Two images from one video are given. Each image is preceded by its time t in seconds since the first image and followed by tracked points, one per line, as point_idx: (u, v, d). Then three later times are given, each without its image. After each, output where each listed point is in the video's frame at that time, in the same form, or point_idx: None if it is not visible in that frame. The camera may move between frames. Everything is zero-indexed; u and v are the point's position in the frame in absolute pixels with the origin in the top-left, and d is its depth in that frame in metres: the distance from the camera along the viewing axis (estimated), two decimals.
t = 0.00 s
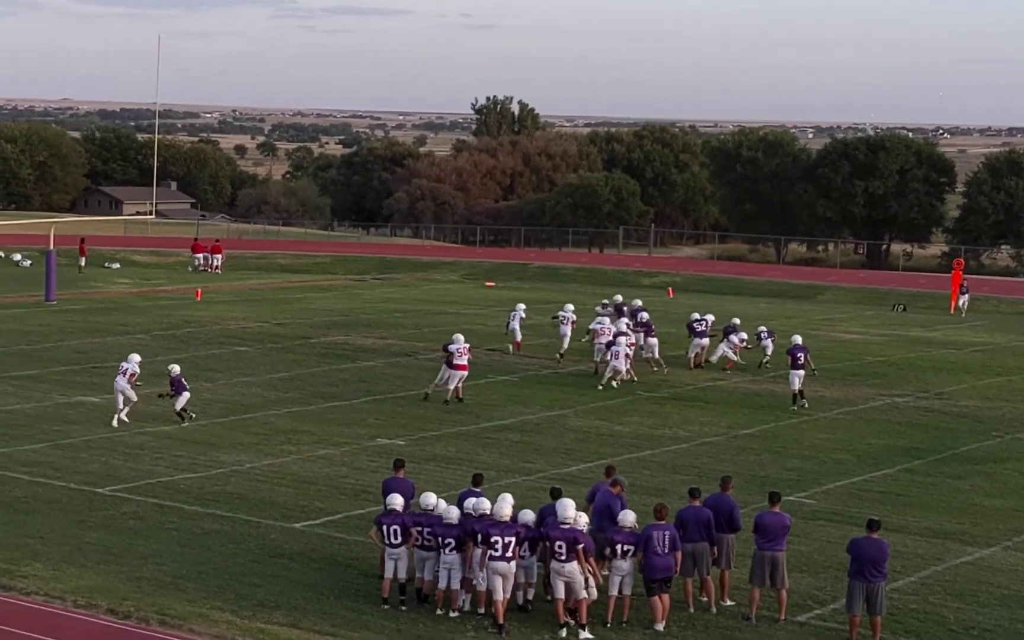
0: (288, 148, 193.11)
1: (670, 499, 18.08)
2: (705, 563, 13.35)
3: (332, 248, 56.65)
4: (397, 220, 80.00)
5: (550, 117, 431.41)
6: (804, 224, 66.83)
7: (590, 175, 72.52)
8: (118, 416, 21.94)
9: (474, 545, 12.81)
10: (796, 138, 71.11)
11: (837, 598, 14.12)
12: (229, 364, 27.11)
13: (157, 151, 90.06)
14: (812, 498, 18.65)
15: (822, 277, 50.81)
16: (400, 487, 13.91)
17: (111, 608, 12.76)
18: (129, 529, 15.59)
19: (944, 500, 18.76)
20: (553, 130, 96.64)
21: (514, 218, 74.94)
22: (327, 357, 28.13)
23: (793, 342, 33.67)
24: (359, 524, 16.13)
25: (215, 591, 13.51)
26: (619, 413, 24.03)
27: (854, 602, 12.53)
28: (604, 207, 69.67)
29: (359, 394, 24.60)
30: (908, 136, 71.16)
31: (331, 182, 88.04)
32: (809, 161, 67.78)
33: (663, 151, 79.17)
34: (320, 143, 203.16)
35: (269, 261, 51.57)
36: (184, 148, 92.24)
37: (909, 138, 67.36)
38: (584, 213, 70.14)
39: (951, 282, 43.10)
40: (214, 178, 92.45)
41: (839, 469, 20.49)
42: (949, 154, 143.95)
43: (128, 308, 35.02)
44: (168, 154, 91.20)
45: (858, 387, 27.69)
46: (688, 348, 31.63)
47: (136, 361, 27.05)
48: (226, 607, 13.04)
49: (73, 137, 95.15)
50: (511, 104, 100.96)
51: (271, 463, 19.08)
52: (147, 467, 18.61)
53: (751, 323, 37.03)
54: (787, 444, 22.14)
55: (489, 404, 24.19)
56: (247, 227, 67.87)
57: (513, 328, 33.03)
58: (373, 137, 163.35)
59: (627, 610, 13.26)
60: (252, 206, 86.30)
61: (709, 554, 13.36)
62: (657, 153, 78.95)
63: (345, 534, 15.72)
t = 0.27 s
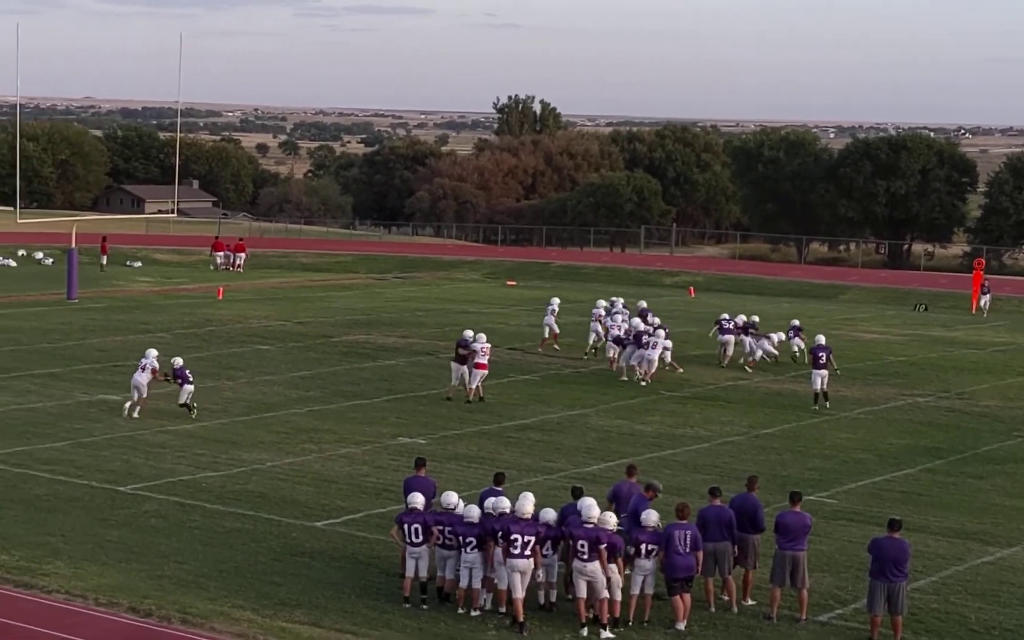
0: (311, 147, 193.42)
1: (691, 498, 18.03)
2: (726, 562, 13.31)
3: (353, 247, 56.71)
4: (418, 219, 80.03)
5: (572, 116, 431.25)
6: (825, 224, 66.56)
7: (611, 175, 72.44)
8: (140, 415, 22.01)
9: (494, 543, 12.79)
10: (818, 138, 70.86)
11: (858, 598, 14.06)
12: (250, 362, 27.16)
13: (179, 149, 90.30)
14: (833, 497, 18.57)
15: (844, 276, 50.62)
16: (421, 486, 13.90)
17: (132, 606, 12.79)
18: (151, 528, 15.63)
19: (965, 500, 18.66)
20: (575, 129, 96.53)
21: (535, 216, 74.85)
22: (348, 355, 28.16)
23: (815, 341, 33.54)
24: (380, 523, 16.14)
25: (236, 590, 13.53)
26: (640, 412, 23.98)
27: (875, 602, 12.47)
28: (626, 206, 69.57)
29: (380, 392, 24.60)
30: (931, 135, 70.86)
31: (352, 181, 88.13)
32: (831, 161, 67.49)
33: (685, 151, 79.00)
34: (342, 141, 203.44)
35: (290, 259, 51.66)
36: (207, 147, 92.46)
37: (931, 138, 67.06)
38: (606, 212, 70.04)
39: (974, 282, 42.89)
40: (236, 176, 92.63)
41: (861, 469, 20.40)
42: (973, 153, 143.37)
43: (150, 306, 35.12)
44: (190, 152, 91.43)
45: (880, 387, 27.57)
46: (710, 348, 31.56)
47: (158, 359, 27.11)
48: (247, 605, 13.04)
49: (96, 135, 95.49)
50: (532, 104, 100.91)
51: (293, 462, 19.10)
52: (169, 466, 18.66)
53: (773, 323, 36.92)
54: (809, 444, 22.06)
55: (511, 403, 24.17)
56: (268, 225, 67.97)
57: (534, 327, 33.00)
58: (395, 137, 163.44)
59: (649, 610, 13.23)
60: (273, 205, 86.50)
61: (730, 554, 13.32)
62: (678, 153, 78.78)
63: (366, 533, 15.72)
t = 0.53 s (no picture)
0: (331, 142, 193.66)
1: (710, 496, 18.00)
2: (745, 560, 13.28)
3: (373, 243, 56.75)
4: (439, 215, 80.06)
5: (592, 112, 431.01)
6: (846, 222, 66.40)
7: (632, 172, 72.35)
8: (160, 410, 22.09)
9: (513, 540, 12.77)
10: (838, 135, 70.64)
11: (877, 595, 14.01)
12: (271, 358, 27.21)
13: (200, 145, 90.49)
14: (853, 495, 18.52)
15: (865, 274, 50.46)
16: (440, 482, 13.88)
17: (152, 602, 12.82)
18: (170, 523, 15.67)
19: (985, 498, 18.57)
20: (595, 126, 96.43)
21: (555, 213, 74.77)
22: (368, 352, 28.18)
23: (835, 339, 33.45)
24: (400, 519, 16.16)
25: (255, 585, 13.56)
26: (660, 409, 23.95)
27: (894, 599, 12.43)
28: (646, 203, 69.49)
29: (400, 389, 24.62)
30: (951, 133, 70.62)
31: (373, 177, 88.21)
32: (851, 159, 67.20)
33: (706, 148, 78.83)
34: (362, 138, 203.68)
35: (310, 256, 51.74)
36: (227, 143, 92.64)
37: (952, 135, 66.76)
38: (626, 209, 69.95)
39: (995, 280, 42.70)
40: (256, 172, 92.78)
41: (880, 467, 20.35)
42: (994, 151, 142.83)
43: (170, 302, 35.20)
44: (211, 148, 91.60)
45: (900, 384, 27.48)
46: (730, 345, 31.50)
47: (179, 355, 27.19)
48: (266, 601, 13.07)
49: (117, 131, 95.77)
50: (553, 100, 100.85)
51: (313, 458, 19.14)
52: (189, 461, 18.70)
53: (793, 320, 36.82)
54: (828, 441, 22.01)
55: (530, 399, 24.16)
56: (289, 221, 68.10)
57: (554, 324, 32.97)
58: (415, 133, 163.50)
59: (668, 606, 13.21)
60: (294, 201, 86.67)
61: (749, 551, 13.28)
62: (699, 150, 78.61)
63: (386, 529, 15.73)
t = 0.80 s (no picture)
0: (343, 146, 193.89)
1: (721, 498, 17.98)
2: (757, 563, 13.26)
3: (384, 246, 56.79)
4: (450, 218, 80.09)
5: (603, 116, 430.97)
6: (857, 225, 66.19)
7: (643, 175, 72.35)
8: (171, 414, 22.12)
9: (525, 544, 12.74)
10: (850, 139, 70.56)
11: (888, 598, 13.98)
12: (282, 361, 27.24)
13: (211, 148, 90.63)
14: (864, 499, 18.47)
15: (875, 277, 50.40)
16: (452, 485, 13.84)
17: (163, 605, 12.84)
18: (182, 526, 15.69)
19: (996, 501, 18.53)
20: (606, 129, 96.37)
21: (567, 216, 74.74)
22: (380, 355, 28.20)
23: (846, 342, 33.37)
24: (412, 522, 16.16)
25: (267, 588, 13.56)
26: (671, 413, 23.92)
27: (905, 602, 12.39)
28: (658, 207, 69.47)
29: (412, 392, 24.62)
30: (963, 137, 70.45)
31: (385, 181, 88.28)
32: (863, 162, 66.98)
33: (717, 151, 78.76)
34: (374, 141, 203.85)
35: (322, 259, 51.80)
36: (239, 146, 92.80)
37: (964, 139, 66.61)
38: (638, 212, 69.93)
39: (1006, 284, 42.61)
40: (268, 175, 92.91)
41: (891, 470, 20.29)
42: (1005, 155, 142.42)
43: (181, 305, 35.26)
44: (222, 152, 91.75)
45: (911, 388, 27.42)
46: (741, 348, 31.46)
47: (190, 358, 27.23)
48: (278, 604, 13.08)
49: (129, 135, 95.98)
50: (565, 104, 100.86)
51: (324, 461, 19.15)
52: (200, 464, 18.73)
53: (804, 323, 36.75)
54: (839, 444, 21.97)
55: (541, 402, 24.14)
56: (300, 225, 68.19)
57: (565, 327, 32.95)
58: (426, 137, 163.61)
59: (680, 609, 13.18)
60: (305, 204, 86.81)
61: (762, 555, 13.26)
62: (710, 153, 78.56)
63: (398, 533, 15.73)
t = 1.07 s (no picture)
0: (350, 147, 193.91)
1: (729, 500, 17.95)
2: (765, 565, 13.23)
3: (392, 248, 56.82)
4: (458, 220, 80.07)
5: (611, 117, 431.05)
6: (864, 226, 66.04)
7: (651, 176, 72.31)
8: (179, 415, 22.14)
9: (533, 545, 12.73)
10: (858, 140, 70.53)
11: (896, 600, 13.94)
12: (290, 362, 27.25)
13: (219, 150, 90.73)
14: (872, 500, 18.44)
15: (883, 279, 50.33)
16: (459, 487, 13.82)
17: (171, 606, 12.84)
18: (189, 527, 15.69)
19: (1004, 503, 18.48)
20: (614, 130, 96.35)
21: (575, 218, 74.71)
22: (388, 356, 28.20)
23: (854, 344, 33.31)
24: (419, 524, 16.15)
25: (275, 590, 13.56)
26: (679, 414, 23.89)
27: (914, 604, 12.36)
28: (666, 208, 69.42)
29: (419, 393, 24.63)
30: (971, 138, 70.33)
31: (393, 182, 88.30)
32: (871, 164, 66.83)
33: (725, 153, 78.69)
34: (381, 142, 203.95)
35: (330, 260, 51.83)
36: (247, 147, 92.87)
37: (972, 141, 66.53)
38: (646, 213, 69.90)
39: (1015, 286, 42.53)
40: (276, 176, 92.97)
41: (899, 472, 20.25)
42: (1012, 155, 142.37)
43: (189, 306, 35.31)
44: (231, 153, 91.84)
45: (919, 389, 27.38)
46: (749, 350, 31.41)
47: (198, 360, 27.25)
48: (286, 606, 13.08)
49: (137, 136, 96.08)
50: (573, 105, 100.85)
51: (332, 462, 19.15)
52: (208, 466, 18.73)
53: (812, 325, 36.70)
54: (847, 446, 21.93)
55: (549, 404, 24.14)
56: (308, 226, 68.23)
57: (573, 329, 32.93)
58: (434, 138, 163.71)
59: (688, 611, 13.17)
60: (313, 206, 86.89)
61: (770, 556, 13.23)
62: (718, 154, 78.49)
63: (406, 534, 15.73)
